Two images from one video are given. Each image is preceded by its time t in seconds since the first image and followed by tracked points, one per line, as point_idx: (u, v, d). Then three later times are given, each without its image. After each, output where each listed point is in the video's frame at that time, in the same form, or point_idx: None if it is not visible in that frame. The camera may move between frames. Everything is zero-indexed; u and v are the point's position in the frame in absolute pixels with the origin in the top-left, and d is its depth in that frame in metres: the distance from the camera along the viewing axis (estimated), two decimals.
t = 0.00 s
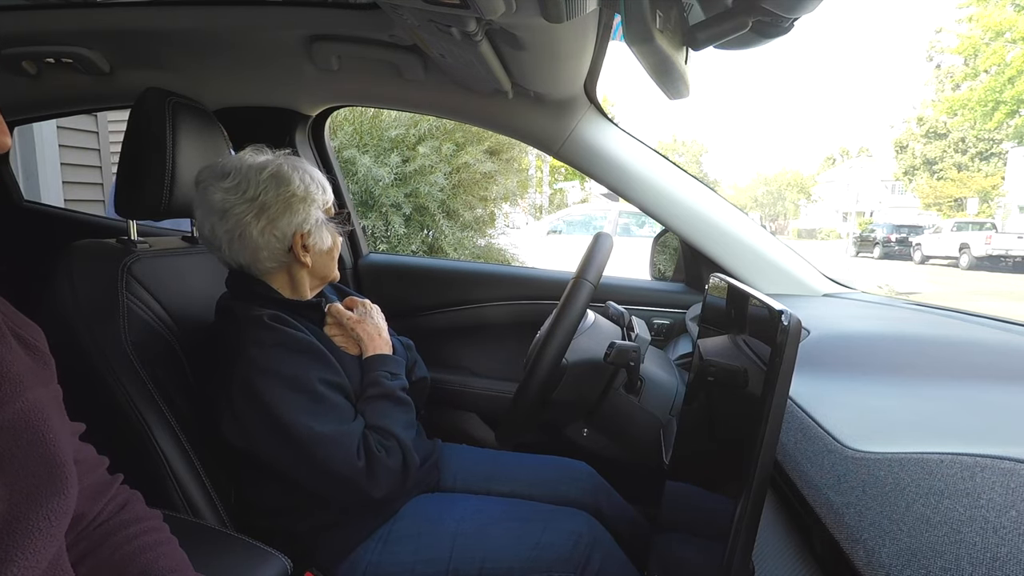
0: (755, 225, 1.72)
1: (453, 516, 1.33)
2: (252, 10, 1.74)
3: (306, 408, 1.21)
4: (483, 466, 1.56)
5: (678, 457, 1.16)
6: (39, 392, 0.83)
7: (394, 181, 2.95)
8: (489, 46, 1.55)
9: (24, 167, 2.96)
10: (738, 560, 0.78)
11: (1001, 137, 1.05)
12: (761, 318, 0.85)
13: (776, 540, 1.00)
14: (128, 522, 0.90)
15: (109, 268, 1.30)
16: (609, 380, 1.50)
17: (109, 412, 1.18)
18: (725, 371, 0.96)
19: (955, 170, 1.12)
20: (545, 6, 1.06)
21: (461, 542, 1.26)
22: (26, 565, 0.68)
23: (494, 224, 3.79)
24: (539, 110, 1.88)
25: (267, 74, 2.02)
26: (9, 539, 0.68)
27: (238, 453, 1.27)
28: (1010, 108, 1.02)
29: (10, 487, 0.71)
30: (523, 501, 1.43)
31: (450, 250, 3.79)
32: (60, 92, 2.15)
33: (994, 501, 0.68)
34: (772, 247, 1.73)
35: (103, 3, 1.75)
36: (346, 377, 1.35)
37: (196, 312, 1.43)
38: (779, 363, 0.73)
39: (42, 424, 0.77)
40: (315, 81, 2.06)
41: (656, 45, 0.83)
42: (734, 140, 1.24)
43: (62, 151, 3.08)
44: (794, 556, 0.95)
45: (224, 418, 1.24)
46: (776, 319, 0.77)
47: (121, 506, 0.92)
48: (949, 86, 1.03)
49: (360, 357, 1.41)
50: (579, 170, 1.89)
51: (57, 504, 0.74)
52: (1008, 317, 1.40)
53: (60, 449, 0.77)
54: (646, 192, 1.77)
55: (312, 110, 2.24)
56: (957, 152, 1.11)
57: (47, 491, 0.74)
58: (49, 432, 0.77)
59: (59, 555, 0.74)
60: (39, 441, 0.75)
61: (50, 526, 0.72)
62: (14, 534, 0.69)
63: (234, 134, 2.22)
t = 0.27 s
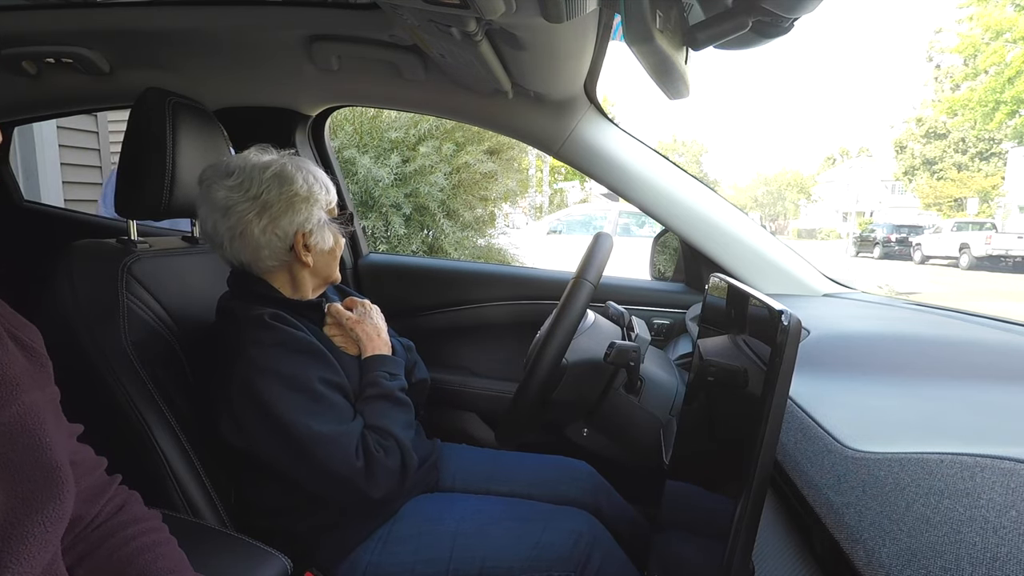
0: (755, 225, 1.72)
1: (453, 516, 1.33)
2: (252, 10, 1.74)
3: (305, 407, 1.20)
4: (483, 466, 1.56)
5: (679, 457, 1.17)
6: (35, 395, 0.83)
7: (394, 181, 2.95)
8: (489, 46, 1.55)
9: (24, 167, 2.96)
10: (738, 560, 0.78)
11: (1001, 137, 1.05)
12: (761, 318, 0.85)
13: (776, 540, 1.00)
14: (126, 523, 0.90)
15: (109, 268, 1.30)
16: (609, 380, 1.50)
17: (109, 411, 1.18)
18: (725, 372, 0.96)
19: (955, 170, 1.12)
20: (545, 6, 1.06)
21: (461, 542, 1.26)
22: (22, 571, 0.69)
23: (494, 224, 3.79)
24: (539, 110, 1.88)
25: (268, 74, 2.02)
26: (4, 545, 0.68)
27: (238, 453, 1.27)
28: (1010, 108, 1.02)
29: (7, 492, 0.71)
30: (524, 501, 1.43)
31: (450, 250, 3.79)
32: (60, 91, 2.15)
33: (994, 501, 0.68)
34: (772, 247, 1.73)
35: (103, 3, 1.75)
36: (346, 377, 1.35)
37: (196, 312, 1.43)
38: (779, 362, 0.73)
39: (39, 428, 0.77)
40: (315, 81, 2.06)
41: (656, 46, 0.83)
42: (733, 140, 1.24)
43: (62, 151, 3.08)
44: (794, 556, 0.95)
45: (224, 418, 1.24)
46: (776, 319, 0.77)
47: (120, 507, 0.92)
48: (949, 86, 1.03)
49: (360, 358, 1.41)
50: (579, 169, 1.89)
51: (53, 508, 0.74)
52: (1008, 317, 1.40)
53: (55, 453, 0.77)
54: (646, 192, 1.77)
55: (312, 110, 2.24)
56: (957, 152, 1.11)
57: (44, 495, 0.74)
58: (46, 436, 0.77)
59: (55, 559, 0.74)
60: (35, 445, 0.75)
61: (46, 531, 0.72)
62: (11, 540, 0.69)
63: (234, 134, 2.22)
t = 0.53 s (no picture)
0: (755, 225, 1.72)
1: (453, 515, 1.33)
2: (252, 10, 1.74)
3: (305, 410, 1.20)
4: (483, 466, 1.56)
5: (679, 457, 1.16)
6: (19, 399, 0.82)
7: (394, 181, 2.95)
8: (489, 46, 1.55)
9: (24, 167, 2.96)
10: (737, 559, 0.78)
11: (1001, 137, 1.05)
12: (761, 318, 0.85)
13: (776, 540, 1.00)
14: (121, 523, 0.89)
15: (110, 268, 1.30)
16: (609, 380, 1.50)
17: (109, 411, 1.18)
18: (725, 371, 0.96)
19: (955, 170, 1.13)
20: (545, 6, 1.06)
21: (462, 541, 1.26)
22: None
23: (494, 224, 3.80)
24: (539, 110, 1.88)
25: (268, 74, 2.02)
26: None
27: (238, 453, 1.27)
28: (1010, 108, 1.02)
29: None
30: (524, 500, 1.43)
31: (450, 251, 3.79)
32: (60, 91, 2.15)
33: (994, 501, 0.68)
34: (772, 247, 1.73)
35: (103, 3, 1.75)
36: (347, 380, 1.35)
37: (196, 313, 1.43)
38: (779, 363, 0.73)
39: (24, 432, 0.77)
40: (316, 81, 2.06)
41: (656, 46, 0.83)
42: (733, 140, 1.24)
43: (62, 151, 3.08)
44: (794, 556, 0.95)
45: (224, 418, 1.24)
46: (776, 319, 0.77)
47: (114, 507, 0.91)
48: (949, 86, 1.03)
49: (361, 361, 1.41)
50: (579, 170, 1.89)
51: (40, 514, 0.73)
52: (1008, 317, 1.40)
53: (40, 455, 0.77)
54: (647, 192, 1.77)
55: (312, 110, 2.24)
56: (957, 153, 1.11)
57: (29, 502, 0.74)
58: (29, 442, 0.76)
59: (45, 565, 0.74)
60: (20, 449, 0.75)
61: (34, 538, 0.72)
62: None
63: (234, 134, 2.22)
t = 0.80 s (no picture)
0: (755, 225, 1.72)
1: (454, 515, 1.33)
2: (252, 10, 1.74)
3: (304, 408, 1.20)
4: (483, 466, 1.56)
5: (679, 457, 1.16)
6: None
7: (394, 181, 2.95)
8: (489, 46, 1.55)
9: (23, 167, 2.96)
10: (737, 559, 0.78)
11: (1001, 137, 1.06)
12: (761, 318, 0.85)
13: (776, 541, 1.00)
14: (99, 521, 0.83)
15: (110, 268, 1.30)
16: (609, 380, 1.50)
17: (108, 411, 1.17)
18: (725, 371, 0.96)
19: (955, 170, 1.13)
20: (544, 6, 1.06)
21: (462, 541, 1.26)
22: None
23: (494, 224, 3.80)
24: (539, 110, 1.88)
25: (268, 74, 2.02)
26: None
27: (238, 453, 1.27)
28: (1010, 108, 1.03)
29: None
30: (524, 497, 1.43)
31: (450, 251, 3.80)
32: (60, 91, 2.15)
33: (994, 501, 0.68)
34: (772, 247, 1.73)
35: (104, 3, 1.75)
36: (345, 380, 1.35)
37: (196, 313, 1.43)
38: (779, 363, 0.73)
39: None
40: (316, 81, 2.06)
41: (656, 46, 0.83)
42: (733, 140, 1.24)
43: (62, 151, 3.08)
44: (794, 556, 0.95)
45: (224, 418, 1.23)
46: (776, 319, 0.77)
47: (91, 503, 0.85)
48: (949, 86, 1.03)
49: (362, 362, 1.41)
50: (579, 169, 1.89)
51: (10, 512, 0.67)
52: (1008, 317, 1.40)
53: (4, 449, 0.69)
54: (647, 192, 1.77)
55: (312, 109, 2.24)
56: (957, 153, 1.11)
57: None
58: None
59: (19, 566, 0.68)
60: None
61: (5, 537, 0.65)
62: None
63: (234, 134, 2.22)
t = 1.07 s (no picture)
0: (754, 225, 1.72)
1: (454, 515, 1.33)
2: (251, 11, 1.73)
3: (275, 411, 1.21)
4: (483, 466, 1.56)
5: (679, 457, 1.17)
6: None
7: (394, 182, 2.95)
8: (489, 46, 1.55)
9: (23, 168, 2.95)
10: (738, 559, 0.78)
11: (1000, 137, 1.06)
12: (761, 318, 0.85)
13: (776, 540, 1.00)
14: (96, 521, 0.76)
15: (110, 268, 1.31)
16: (609, 380, 1.50)
17: (108, 411, 1.17)
18: (725, 371, 0.96)
19: (955, 170, 1.12)
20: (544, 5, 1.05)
21: (462, 540, 1.26)
22: None
23: (494, 224, 3.80)
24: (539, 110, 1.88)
25: (268, 74, 2.02)
26: None
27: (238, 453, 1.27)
28: (1010, 107, 1.03)
29: None
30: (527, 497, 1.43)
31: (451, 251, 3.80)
32: (60, 91, 2.15)
33: (994, 501, 0.68)
34: (771, 247, 1.73)
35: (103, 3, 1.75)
36: (325, 384, 1.35)
37: (196, 313, 1.43)
38: (779, 362, 0.73)
39: None
40: (316, 81, 2.06)
41: (656, 46, 0.83)
42: (733, 141, 1.24)
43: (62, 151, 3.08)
44: (794, 556, 0.95)
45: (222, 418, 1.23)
46: (776, 319, 0.77)
47: (84, 503, 0.77)
48: (949, 86, 1.03)
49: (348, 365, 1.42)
50: (579, 169, 1.89)
51: None
52: (1008, 317, 1.40)
53: None
54: (647, 192, 1.77)
55: (312, 109, 2.24)
56: (957, 153, 1.11)
57: None
58: None
59: None
60: None
61: None
62: None
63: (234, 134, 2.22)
